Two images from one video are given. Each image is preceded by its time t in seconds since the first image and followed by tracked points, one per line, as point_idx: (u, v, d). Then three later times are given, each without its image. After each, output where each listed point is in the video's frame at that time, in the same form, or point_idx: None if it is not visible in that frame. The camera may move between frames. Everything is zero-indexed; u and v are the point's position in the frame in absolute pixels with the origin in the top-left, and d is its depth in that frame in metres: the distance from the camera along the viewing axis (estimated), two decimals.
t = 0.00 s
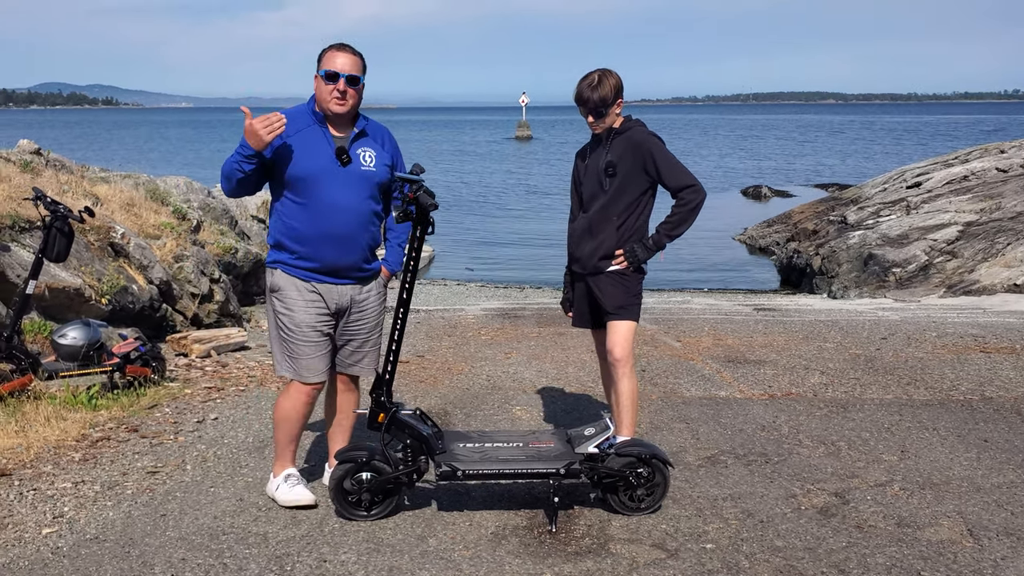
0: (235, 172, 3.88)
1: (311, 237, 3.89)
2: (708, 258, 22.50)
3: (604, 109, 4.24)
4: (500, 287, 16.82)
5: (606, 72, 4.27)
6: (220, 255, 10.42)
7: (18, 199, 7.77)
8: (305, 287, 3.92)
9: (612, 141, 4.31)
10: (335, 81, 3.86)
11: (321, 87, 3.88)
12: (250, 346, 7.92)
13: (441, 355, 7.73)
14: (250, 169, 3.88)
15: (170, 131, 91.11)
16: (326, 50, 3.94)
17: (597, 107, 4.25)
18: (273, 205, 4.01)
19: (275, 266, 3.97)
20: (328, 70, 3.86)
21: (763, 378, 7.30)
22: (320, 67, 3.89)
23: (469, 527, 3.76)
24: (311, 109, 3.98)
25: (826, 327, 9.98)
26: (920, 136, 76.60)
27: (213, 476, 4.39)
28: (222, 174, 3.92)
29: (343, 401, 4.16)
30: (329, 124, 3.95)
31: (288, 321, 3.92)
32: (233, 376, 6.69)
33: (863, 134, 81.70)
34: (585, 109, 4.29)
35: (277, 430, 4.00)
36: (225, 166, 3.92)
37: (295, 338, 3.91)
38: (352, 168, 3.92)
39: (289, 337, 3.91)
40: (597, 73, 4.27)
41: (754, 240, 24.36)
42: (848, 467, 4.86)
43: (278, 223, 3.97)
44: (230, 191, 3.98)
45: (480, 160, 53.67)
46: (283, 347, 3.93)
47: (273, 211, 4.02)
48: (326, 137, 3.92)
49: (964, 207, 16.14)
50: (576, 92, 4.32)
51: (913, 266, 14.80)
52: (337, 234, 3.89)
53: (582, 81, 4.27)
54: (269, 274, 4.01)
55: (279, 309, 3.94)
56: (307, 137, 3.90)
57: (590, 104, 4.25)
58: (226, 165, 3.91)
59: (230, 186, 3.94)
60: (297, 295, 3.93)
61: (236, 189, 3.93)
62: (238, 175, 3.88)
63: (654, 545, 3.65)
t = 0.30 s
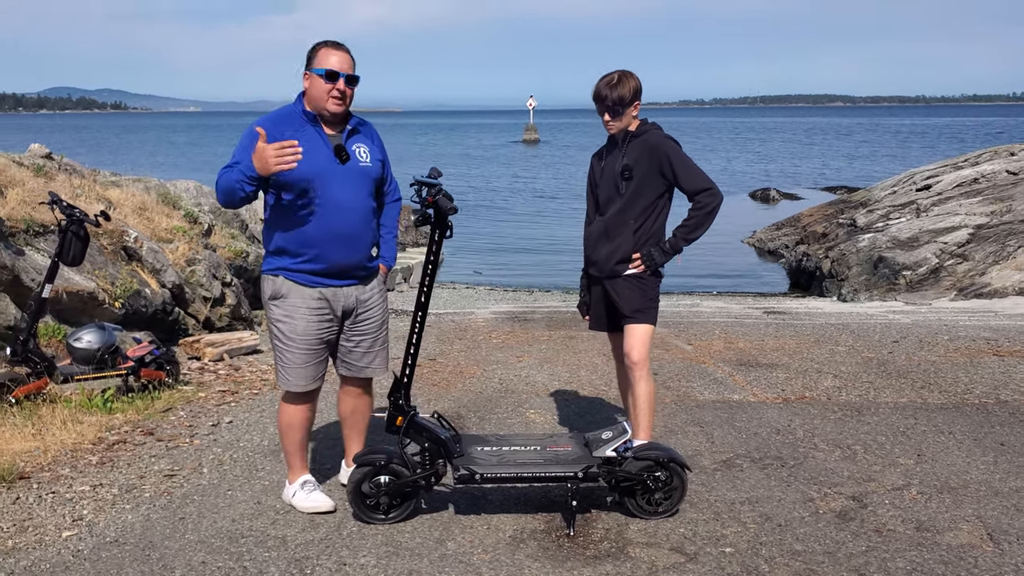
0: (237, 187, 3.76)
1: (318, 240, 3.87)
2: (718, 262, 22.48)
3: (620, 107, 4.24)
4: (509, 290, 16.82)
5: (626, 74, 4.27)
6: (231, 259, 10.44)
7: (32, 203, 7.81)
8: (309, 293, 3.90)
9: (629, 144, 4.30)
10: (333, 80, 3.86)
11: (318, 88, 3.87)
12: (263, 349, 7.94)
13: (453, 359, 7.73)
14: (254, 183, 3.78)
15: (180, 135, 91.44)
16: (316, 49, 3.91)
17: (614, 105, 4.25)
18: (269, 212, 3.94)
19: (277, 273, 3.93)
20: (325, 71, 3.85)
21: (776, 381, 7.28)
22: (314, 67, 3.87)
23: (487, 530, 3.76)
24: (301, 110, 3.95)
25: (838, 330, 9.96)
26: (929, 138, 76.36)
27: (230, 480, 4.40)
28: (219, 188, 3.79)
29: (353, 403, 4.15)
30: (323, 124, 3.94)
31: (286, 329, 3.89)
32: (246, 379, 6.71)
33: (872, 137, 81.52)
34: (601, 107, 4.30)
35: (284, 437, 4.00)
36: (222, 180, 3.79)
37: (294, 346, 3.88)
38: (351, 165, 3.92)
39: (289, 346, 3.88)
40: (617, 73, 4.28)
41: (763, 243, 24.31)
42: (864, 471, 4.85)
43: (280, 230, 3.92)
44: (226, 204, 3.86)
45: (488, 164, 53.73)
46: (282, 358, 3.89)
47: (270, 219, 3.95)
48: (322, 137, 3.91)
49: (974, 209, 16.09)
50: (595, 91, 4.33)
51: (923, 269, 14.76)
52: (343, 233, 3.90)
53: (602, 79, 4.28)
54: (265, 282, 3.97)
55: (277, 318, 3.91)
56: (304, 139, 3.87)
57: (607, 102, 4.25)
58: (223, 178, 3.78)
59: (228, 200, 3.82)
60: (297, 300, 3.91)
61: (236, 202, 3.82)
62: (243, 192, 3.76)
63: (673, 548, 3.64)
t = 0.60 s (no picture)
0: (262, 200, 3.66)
1: (332, 244, 3.87)
2: (723, 264, 22.46)
3: (634, 106, 4.25)
4: (515, 293, 16.83)
5: (643, 76, 4.27)
6: (238, 261, 10.45)
7: (41, 205, 7.83)
8: (323, 298, 3.88)
9: (641, 147, 4.31)
10: (342, 87, 3.87)
11: (327, 93, 3.86)
12: (270, 351, 7.95)
13: (461, 361, 7.73)
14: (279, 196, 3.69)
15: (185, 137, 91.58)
16: (316, 52, 3.86)
17: (627, 104, 4.25)
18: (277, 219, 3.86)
19: (290, 281, 3.88)
20: (335, 76, 3.85)
21: (783, 384, 7.27)
22: (319, 71, 3.85)
23: (500, 532, 3.76)
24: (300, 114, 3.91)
25: (844, 332, 9.94)
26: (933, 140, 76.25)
27: (241, 481, 4.40)
28: (238, 202, 3.67)
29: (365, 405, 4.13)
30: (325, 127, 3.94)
31: (301, 336, 3.87)
32: (255, 381, 6.71)
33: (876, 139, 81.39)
34: (614, 106, 4.30)
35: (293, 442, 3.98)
36: (241, 193, 3.67)
37: (310, 353, 3.86)
38: (355, 166, 3.94)
39: (306, 353, 3.86)
40: (633, 74, 4.28)
41: (767, 246, 24.27)
42: (875, 474, 4.84)
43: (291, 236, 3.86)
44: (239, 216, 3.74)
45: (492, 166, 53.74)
46: (299, 365, 3.87)
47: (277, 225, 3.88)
48: (325, 140, 3.91)
49: (980, 212, 16.05)
50: (610, 90, 4.34)
51: (928, 272, 14.72)
52: (356, 234, 3.92)
53: (617, 79, 4.29)
54: (274, 291, 3.91)
55: (291, 326, 3.87)
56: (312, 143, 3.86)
57: (620, 101, 4.26)
58: (241, 191, 3.66)
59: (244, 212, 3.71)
60: (312, 306, 3.88)
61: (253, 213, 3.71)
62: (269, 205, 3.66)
63: (686, 551, 3.64)
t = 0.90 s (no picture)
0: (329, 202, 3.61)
1: (356, 243, 3.89)
2: (724, 263, 22.45)
3: (640, 103, 4.26)
4: (517, 292, 16.83)
5: (652, 75, 4.28)
6: (241, 261, 10.45)
7: (46, 204, 7.83)
8: (342, 297, 3.88)
9: (648, 145, 4.32)
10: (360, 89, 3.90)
11: (343, 93, 3.85)
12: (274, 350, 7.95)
13: (465, 360, 7.73)
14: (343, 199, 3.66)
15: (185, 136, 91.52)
16: (332, 50, 3.82)
17: (634, 101, 4.26)
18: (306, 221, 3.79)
19: (312, 282, 3.83)
20: (356, 78, 3.87)
21: (787, 382, 7.27)
22: (336, 72, 3.83)
23: (508, 531, 3.77)
24: (315, 114, 3.87)
25: (847, 331, 9.94)
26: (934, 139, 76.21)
27: (249, 480, 4.41)
28: (302, 205, 3.58)
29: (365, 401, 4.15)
30: (338, 128, 3.94)
31: (324, 337, 3.84)
32: (260, 381, 6.72)
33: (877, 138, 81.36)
34: (622, 102, 4.32)
35: (301, 443, 3.95)
36: (305, 196, 3.58)
37: (335, 354, 3.85)
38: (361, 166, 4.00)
39: (329, 353, 3.84)
40: (642, 72, 4.30)
41: (768, 244, 24.27)
42: (882, 472, 4.84)
43: (319, 238, 3.81)
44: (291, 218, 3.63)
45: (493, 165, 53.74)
46: (323, 366, 3.84)
47: (302, 227, 3.80)
48: (341, 141, 3.91)
49: (981, 210, 16.04)
50: (619, 87, 4.35)
51: (930, 270, 14.71)
52: (369, 233, 3.98)
53: (626, 76, 4.31)
54: (292, 292, 3.84)
55: (312, 327, 3.84)
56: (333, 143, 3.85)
57: (627, 97, 4.28)
58: (306, 193, 3.58)
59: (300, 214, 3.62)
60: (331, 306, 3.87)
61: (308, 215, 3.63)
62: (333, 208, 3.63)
63: (695, 550, 3.64)
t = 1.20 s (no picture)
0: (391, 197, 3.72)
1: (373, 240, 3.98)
2: (723, 262, 22.46)
3: (642, 101, 4.26)
4: (516, 292, 16.84)
5: (655, 73, 4.28)
6: (241, 260, 10.44)
7: (46, 204, 7.83)
8: (356, 295, 3.91)
9: (652, 145, 4.32)
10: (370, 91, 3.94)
11: (355, 95, 3.87)
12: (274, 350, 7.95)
13: (465, 359, 7.73)
14: (393, 195, 3.81)
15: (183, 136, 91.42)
16: (342, 51, 3.83)
17: (636, 99, 4.27)
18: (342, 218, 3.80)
19: (331, 281, 3.83)
20: (366, 80, 3.90)
21: (788, 382, 7.28)
22: (349, 73, 3.84)
23: (512, 530, 3.77)
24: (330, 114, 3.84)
25: (846, 330, 9.95)
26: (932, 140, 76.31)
27: (252, 479, 4.40)
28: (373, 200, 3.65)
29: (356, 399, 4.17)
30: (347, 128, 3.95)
31: (341, 334, 3.85)
32: (261, 380, 6.71)
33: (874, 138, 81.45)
34: (624, 101, 4.33)
35: (309, 443, 3.94)
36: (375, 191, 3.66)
37: (352, 351, 3.86)
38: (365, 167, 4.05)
39: (346, 351, 3.86)
40: (645, 72, 4.30)
41: (766, 244, 24.29)
42: (884, 471, 4.85)
43: (351, 236, 3.85)
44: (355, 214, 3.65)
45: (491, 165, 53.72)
46: (341, 364, 3.85)
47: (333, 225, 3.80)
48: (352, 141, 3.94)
49: (979, 210, 16.06)
50: (622, 86, 4.37)
51: (928, 270, 14.73)
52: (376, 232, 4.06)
53: (629, 76, 4.32)
54: (310, 291, 3.82)
55: (330, 326, 3.83)
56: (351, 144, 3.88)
57: (630, 96, 4.29)
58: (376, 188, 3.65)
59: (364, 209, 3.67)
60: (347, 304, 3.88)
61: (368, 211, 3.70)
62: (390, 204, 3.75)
63: (699, 548, 3.64)
